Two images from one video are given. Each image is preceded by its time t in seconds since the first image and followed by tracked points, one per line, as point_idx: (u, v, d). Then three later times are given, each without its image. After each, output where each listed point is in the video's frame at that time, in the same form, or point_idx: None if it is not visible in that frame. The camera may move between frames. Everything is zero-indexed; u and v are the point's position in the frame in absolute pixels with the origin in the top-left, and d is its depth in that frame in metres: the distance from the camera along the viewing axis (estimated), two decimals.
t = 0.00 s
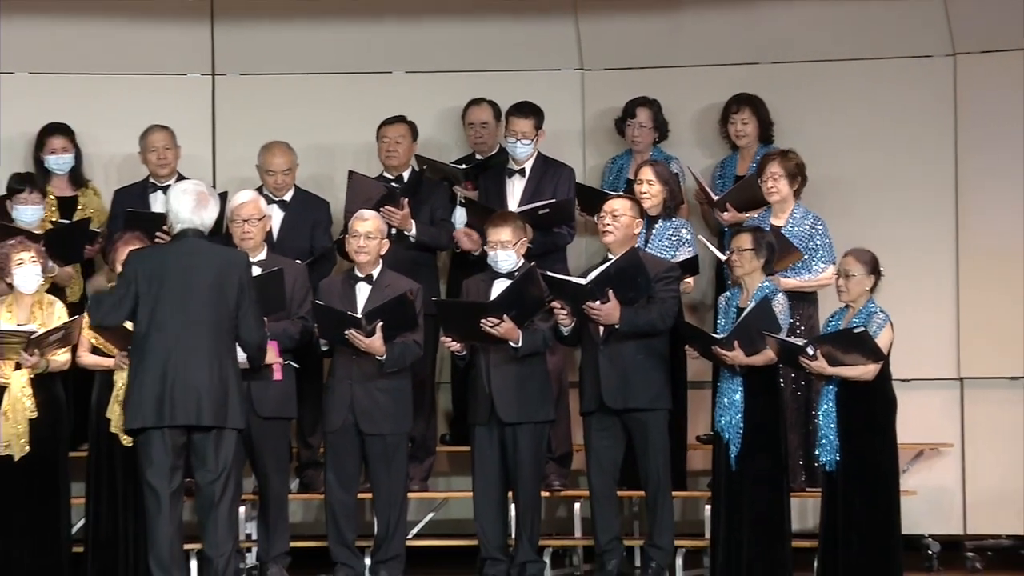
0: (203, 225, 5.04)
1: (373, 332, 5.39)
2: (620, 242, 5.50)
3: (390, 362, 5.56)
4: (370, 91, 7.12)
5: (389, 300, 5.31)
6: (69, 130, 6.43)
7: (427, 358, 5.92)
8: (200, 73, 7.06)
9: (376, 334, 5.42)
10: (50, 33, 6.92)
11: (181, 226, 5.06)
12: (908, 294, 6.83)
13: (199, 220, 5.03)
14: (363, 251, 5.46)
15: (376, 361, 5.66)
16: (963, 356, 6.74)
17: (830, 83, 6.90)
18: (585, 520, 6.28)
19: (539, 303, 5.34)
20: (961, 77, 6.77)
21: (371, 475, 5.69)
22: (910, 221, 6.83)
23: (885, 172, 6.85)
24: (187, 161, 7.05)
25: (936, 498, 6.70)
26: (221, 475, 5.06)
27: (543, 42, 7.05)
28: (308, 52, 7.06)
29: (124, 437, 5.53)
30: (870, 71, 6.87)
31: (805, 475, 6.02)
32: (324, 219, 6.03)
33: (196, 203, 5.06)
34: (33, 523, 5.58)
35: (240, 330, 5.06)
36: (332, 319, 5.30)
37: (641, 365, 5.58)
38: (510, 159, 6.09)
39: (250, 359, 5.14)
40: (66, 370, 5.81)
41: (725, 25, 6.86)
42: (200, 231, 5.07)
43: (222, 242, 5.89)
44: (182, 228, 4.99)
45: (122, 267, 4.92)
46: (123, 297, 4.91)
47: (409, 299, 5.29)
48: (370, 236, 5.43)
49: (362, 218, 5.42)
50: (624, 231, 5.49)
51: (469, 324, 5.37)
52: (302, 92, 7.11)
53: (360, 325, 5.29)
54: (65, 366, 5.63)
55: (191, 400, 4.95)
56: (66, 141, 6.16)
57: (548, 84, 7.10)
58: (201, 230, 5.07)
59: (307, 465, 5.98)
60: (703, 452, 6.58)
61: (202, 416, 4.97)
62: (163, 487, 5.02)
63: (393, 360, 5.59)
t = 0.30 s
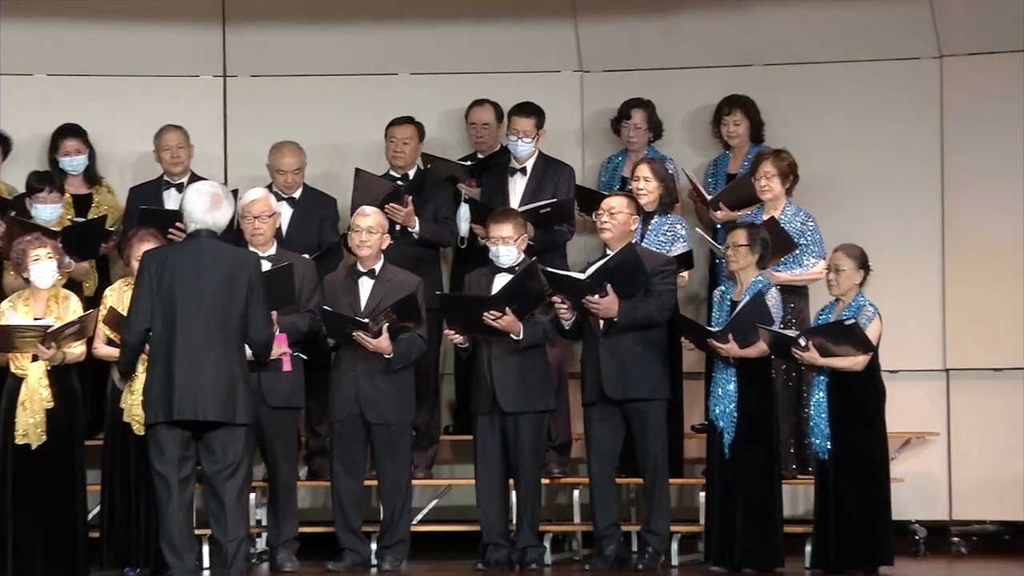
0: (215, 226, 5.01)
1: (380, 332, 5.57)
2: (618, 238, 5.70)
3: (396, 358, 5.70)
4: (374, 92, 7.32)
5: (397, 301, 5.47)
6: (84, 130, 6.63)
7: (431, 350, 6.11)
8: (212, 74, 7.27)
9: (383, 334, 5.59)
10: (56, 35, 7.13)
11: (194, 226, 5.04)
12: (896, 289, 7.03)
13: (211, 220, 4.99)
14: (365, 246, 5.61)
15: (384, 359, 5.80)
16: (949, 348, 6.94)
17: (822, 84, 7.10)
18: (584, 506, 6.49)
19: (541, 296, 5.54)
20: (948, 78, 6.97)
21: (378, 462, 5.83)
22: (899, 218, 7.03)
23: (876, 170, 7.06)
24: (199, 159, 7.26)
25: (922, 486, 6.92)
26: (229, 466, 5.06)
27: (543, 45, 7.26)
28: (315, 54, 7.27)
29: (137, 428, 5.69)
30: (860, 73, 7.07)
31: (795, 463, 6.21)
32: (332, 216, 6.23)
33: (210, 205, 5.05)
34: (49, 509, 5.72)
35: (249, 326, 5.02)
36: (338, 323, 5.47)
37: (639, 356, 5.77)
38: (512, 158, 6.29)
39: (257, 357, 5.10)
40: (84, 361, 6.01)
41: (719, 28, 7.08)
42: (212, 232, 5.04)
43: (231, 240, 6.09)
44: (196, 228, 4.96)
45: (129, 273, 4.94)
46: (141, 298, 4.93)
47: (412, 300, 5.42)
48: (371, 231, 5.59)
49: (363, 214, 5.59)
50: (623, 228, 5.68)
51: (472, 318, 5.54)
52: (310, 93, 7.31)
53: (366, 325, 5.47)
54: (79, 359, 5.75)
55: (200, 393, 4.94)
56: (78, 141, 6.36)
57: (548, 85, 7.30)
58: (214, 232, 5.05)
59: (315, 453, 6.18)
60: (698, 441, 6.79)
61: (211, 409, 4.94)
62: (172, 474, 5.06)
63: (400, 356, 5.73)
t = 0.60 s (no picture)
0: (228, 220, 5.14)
1: (387, 330, 5.71)
2: (620, 230, 5.87)
3: (403, 352, 5.89)
4: (378, 89, 7.50)
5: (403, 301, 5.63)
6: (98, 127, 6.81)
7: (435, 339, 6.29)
8: (223, 72, 7.45)
9: (390, 332, 5.75)
10: (71, 35, 7.32)
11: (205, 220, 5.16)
12: (887, 281, 7.21)
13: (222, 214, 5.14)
14: (371, 237, 5.80)
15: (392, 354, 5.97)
16: (938, 338, 7.14)
17: (816, 82, 7.28)
18: (584, 491, 6.69)
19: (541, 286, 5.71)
20: (937, 76, 7.16)
21: (385, 447, 6.01)
22: (891, 213, 7.21)
23: (868, 166, 7.24)
24: (211, 154, 7.44)
25: (912, 472, 7.11)
26: (240, 448, 5.18)
27: (544, 44, 7.45)
28: (322, 53, 7.46)
29: (150, 413, 5.91)
30: (853, 72, 7.26)
31: (789, 450, 6.39)
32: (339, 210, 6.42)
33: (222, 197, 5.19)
34: (64, 493, 5.89)
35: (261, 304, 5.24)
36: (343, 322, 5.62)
37: (637, 344, 5.95)
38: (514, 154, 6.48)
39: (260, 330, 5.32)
40: (99, 349, 6.20)
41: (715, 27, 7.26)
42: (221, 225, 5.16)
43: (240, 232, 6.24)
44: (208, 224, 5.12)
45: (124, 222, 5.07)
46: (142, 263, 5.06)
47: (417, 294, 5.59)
48: (377, 222, 5.77)
49: (369, 205, 5.78)
50: (624, 220, 5.86)
51: (474, 308, 5.72)
52: (317, 91, 7.50)
53: (373, 325, 5.61)
54: (94, 348, 5.91)
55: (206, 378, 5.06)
56: (91, 137, 6.57)
57: (549, 83, 7.48)
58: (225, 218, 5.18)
59: (323, 440, 6.38)
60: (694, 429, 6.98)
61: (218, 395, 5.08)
62: (186, 456, 5.13)
63: (406, 350, 5.91)
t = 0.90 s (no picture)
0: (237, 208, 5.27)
1: (395, 322, 5.88)
2: (627, 228, 6.05)
3: (411, 345, 6.02)
4: (385, 90, 7.67)
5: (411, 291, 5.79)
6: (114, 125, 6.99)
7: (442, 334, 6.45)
8: (236, 74, 7.63)
9: (398, 323, 5.91)
10: (88, 36, 7.51)
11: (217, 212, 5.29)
12: (883, 277, 7.38)
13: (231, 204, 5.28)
14: (383, 235, 5.95)
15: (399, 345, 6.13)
16: (932, 333, 7.31)
17: (813, 83, 7.45)
18: (587, 482, 6.86)
19: (546, 280, 5.86)
20: (931, 77, 7.32)
21: (393, 439, 6.17)
22: (886, 210, 7.37)
23: (864, 165, 7.40)
24: (224, 153, 7.60)
25: (907, 463, 7.28)
26: (254, 440, 5.34)
27: (547, 46, 7.62)
28: (331, 55, 7.63)
29: (165, 406, 6.07)
30: (849, 73, 7.42)
31: (787, 441, 6.56)
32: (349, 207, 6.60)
33: (223, 188, 5.27)
34: (81, 482, 6.06)
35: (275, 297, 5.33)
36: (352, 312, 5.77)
37: (639, 339, 6.12)
38: (519, 153, 6.63)
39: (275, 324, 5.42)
40: (115, 343, 6.37)
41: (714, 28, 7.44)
42: (235, 215, 5.29)
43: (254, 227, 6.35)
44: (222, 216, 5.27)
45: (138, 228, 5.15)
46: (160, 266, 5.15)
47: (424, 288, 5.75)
48: (390, 219, 5.93)
49: (382, 203, 5.95)
50: (631, 219, 6.03)
51: (481, 304, 5.87)
52: (326, 91, 7.66)
53: (381, 316, 5.76)
54: (112, 341, 6.07)
55: (225, 370, 5.19)
56: (106, 132, 6.71)
57: (553, 84, 7.65)
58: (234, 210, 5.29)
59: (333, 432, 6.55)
60: (695, 421, 7.15)
61: (236, 385, 5.21)
62: (200, 451, 5.28)
63: (414, 342, 6.05)
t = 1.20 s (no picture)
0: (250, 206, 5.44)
1: (404, 315, 6.06)
2: (632, 230, 6.21)
3: (420, 337, 6.20)
4: (395, 90, 7.84)
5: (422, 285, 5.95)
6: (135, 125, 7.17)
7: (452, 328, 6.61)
8: (251, 74, 7.81)
9: (408, 316, 6.09)
10: (108, 37, 7.70)
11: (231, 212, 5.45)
12: (883, 273, 7.54)
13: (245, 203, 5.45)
14: (395, 233, 6.09)
15: (409, 337, 6.30)
16: (929, 327, 7.48)
17: (814, 83, 7.60)
18: (593, 471, 7.04)
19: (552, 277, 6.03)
20: (929, 78, 7.49)
21: (404, 431, 6.34)
22: (886, 208, 7.53)
23: (865, 164, 7.56)
24: (239, 152, 7.77)
25: (905, 453, 7.45)
26: (272, 431, 5.50)
27: (554, 47, 7.79)
28: (343, 56, 7.81)
29: (183, 398, 6.24)
30: (849, 74, 7.58)
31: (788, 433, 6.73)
32: (361, 205, 6.77)
33: (237, 188, 5.43)
34: (103, 472, 6.24)
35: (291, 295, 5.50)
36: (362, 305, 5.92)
37: (645, 333, 6.28)
38: (526, 151, 6.79)
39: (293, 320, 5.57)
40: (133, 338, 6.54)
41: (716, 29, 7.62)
42: (249, 214, 5.46)
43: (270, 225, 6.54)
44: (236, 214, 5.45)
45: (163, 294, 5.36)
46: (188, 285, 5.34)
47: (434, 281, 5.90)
48: (401, 217, 6.08)
49: (393, 201, 6.10)
50: (636, 223, 6.19)
51: (490, 300, 6.05)
52: (337, 92, 7.83)
53: (391, 308, 5.93)
54: (132, 335, 6.25)
55: (247, 361, 5.36)
56: (128, 134, 6.89)
57: (560, 85, 7.80)
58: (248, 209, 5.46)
59: (346, 424, 6.72)
60: (698, 414, 7.31)
61: (259, 373, 5.37)
62: (219, 443, 5.45)
63: (425, 336, 6.22)
